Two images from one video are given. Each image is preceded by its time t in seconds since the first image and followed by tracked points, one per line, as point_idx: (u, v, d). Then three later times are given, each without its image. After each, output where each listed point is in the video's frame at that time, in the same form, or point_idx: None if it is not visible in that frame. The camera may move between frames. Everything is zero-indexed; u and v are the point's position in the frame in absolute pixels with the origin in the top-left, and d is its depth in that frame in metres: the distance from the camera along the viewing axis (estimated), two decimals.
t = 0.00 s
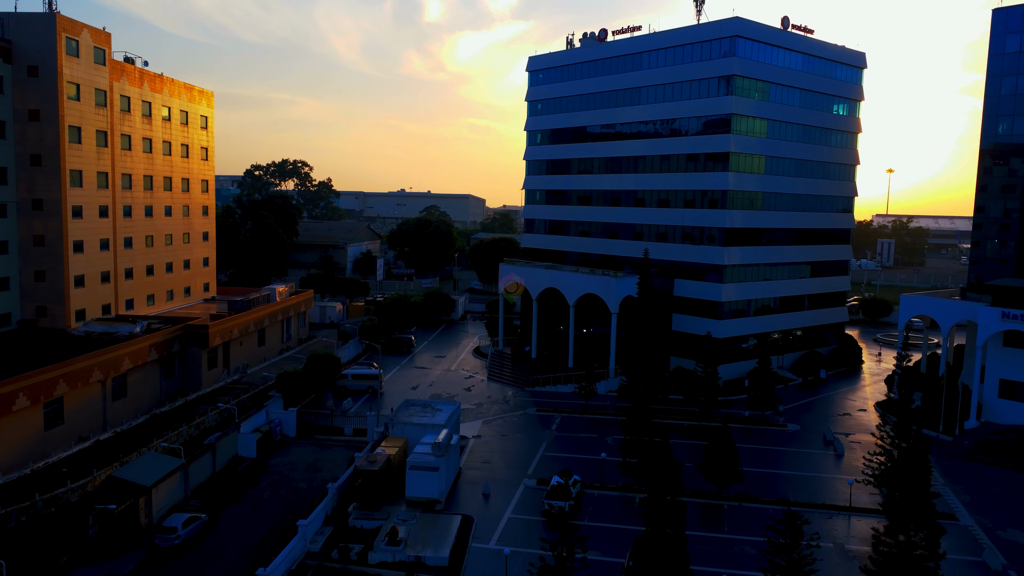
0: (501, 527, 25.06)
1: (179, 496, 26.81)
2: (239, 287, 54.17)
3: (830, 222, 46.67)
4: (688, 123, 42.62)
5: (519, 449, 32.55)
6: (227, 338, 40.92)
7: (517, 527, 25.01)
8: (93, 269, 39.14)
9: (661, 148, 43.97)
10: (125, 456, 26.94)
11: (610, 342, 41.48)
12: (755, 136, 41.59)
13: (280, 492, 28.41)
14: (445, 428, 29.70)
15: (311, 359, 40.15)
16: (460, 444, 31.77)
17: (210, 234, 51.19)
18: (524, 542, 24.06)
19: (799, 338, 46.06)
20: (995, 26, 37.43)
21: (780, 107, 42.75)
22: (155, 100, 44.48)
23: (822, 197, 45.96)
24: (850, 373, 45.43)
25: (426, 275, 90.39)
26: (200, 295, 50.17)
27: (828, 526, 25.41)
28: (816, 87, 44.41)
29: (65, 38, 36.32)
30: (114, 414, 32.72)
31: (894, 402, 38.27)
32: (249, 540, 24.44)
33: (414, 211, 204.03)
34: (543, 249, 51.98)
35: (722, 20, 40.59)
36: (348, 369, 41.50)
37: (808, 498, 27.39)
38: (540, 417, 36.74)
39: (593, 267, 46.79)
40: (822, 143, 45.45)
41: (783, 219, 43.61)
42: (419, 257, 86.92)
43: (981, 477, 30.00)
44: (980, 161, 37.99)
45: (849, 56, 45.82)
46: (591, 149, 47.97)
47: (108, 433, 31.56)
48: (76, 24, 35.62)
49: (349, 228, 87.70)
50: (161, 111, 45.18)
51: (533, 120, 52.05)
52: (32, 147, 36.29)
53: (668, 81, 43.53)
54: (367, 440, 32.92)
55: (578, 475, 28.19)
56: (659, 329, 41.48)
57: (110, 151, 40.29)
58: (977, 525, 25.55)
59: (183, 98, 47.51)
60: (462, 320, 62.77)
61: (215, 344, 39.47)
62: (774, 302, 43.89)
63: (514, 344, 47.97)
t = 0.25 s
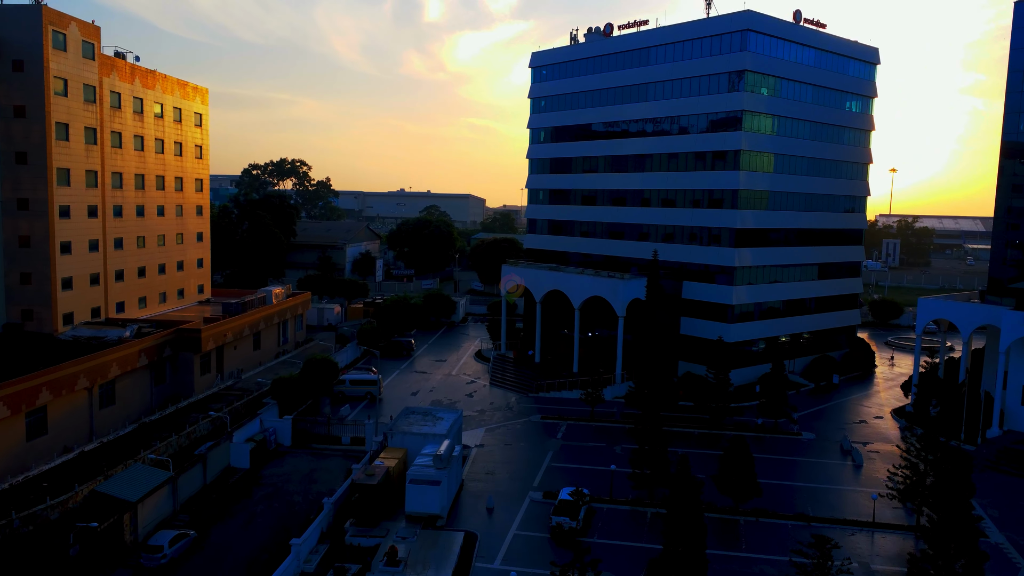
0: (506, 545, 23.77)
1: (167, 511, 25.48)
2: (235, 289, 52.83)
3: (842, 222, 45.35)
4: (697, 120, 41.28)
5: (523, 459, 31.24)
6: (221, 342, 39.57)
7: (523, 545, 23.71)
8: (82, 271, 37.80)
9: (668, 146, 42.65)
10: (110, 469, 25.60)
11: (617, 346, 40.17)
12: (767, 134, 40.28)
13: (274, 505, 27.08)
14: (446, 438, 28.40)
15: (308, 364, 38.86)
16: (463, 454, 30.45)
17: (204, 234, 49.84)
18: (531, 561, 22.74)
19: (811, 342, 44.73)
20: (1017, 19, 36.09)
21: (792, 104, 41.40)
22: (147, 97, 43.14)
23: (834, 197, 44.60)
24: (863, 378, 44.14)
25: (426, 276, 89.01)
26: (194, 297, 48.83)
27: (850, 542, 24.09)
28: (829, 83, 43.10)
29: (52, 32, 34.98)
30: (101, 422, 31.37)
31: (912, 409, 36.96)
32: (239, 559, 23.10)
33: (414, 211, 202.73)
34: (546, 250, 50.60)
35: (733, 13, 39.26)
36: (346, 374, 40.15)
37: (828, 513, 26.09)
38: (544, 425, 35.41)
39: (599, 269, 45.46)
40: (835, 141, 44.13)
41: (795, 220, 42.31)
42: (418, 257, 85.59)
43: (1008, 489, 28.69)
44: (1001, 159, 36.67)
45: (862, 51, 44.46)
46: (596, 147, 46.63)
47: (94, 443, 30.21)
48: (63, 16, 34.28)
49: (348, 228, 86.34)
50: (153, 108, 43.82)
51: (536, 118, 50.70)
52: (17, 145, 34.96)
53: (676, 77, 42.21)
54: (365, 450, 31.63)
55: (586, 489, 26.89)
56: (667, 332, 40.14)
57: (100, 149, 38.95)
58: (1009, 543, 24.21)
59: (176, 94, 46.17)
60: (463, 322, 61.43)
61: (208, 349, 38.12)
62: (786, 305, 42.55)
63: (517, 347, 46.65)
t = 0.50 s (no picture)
0: (512, 564, 22.43)
1: (153, 528, 24.12)
2: (230, 291, 51.51)
3: (855, 223, 44.04)
4: (707, 117, 39.97)
5: (529, 470, 29.91)
6: (214, 347, 38.21)
7: (530, 565, 22.38)
8: (70, 273, 36.44)
9: (677, 144, 41.31)
10: (94, 484, 24.25)
11: (624, 351, 38.84)
12: (779, 131, 38.97)
13: (267, 520, 25.73)
14: (448, 450, 27.06)
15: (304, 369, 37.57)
16: (465, 465, 29.14)
17: (198, 234, 48.49)
18: None
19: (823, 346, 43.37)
20: None
21: (805, 100, 40.10)
22: (139, 93, 41.80)
23: (847, 196, 43.28)
24: (877, 383, 42.83)
25: (426, 277, 87.71)
26: (188, 299, 47.47)
27: (877, 561, 22.76)
28: (842, 79, 41.81)
29: (38, 24, 33.63)
30: (88, 431, 30.03)
31: (930, 417, 35.64)
32: None
33: (414, 211, 201.44)
34: (549, 251, 49.27)
35: (745, 6, 37.95)
36: (344, 379, 38.80)
37: (852, 530, 24.75)
38: (549, 433, 34.08)
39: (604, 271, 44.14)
40: (848, 139, 42.84)
41: (807, 220, 40.99)
42: (418, 258, 84.29)
43: None
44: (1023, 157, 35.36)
45: (876, 46, 43.14)
46: (601, 145, 45.29)
47: (79, 453, 28.85)
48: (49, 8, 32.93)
49: (347, 228, 84.99)
50: (146, 105, 42.50)
51: (539, 115, 49.41)
52: (2, 142, 33.62)
53: (685, 73, 40.89)
54: (364, 461, 30.30)
55: (596, 503, 25.56)
56: (676, 336, 38.81)
57: (89, 146, 37.60)
58: None
59: (170, 91, 44.85)
60: (464, 325, 60.08)
61: (201, 354, 36.79)
62: (798, 308, 41.20)
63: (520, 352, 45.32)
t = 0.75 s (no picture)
0: None
1: (138, 547, 22.77)
2: (225, 293, 50.16)
3: (869, 223, 42.71)
4: (717, 114, 38.64)
5: (534, 482, 28.58)
6: (207, 352, 36.87)
7: None
8: (57, 275, 35.09)
9: (686, 141, 39.96)
10: (76, 500, 22.90)
11: (632, 356, 37.50)
12: (792, 128, 37.64)
13: (258, 537, 24.39)
14: (450, 462, 25.75)
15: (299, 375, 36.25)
16: (468, 478, 27.81)
17: (191, 235, 47.13)
18: None
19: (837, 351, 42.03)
20: None
21: (818, 97, 38.78)
22: (130, 89, 40.44)
23: (860, 195, 41.96)
24: (891, 389, 41.50)
25: (426, 278, 86.38)
26: (181, 302, 46.11)
27: None
28: (856, 74, 40.49)
29: (22, 17, 32.27)
30: (72, 442, 28.68)
31: (951, 425, 34.29)
32: None
33: (413, 211, 200.16)
34: (553, 252, 47.92)
35: None
36: (341, 385, 37.47)
37: (877, 549, 23.41)
38: (554, 442, 32.76)
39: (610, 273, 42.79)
40: (862, 137, 41.52)
41: (821, 220, 39.68)
42: (419, 259, 82.99)
43: None
44: None
45: (891, 41, 41.81)
46: (607, 143, 43.93)
47: (63, 466, 27.49)
48: None
49: (346, 228, 83.64)
50: (137, 101, 41.16)
51: (542, 113, 48.07)
52: None
53: (694, 68, 39.55)
54: (362, 472, 28.98)
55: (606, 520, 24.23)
56: (685, 340, 37.48)
57: (77, 144, 36.23)
58: None
59: (162, 87, 43.50)
60: (466, 327, 58.72)
61: (193, 359, 35.44)
62: (811, 311, 39.86)
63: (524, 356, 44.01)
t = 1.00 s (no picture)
0: None
1: (120, 568, 21.42)
2: (219, 296, 48.82)
3: (883, 224, 41.37)
4: (727, 111, 37.31)
5: (539, 495, 27.21)
6: (198, 358, 35.53)
7: None
8: (42, 278, 33.74)
9: (695, 139, 38.59)
10: (55, 518, 21.55)
11: (639, 362, 36.15)
12: (805, 125, 36.29)
13: (249, 556, 23.04)
14: (451, 476, 24.38)
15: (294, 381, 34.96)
16: (470, 492, 26.48)
17: (185, 236, 45.80)
18: None
19: (851, 356, 40.66)
20: None
21: (832, 93, 37.46)
22: (120, 85, 39.09)
23: (875, 195, 40.64)
24: (907, 395, 40.13)
25: (426, 279, 85.07)
26: (174, 305, 44.78)
27: None
28: (871, 70, 39.15)
29: (5, 9, 30.89)
30: (55, 453, 27.33)
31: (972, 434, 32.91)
32: None
33: (413, 211, 198.93)
34: (556, 254, 46.57)
35: None
36: (338, 392, 36.16)
37: (905, 570, 22.03)
38: (559, 453, 31.44)
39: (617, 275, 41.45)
40: (876, 134, 40.18)
41: (834, 221, 38.34)
42: (418, 259, 81.63)
43: None
44: None
45: (906, 36, 40.50)
46: (613, 141, 42.58)
47: (44, 479, 26.15)
48: None
49: (344, 228, 82.30)
50: (127, 97, 39.82)
51: (546, 110, 46.74)
52: None
53: (704, 63, 38.20)
54: (358, 486, 27.62)
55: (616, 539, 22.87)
56: (695, 345, 36.13)
57: (63, 142, 34.88)
58: None
59: (153, 83, 42.18)
60: (466, 330, 57.35)
61: (183, 365, 34.13)
62: (825, 315, 38.49)
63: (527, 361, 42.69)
